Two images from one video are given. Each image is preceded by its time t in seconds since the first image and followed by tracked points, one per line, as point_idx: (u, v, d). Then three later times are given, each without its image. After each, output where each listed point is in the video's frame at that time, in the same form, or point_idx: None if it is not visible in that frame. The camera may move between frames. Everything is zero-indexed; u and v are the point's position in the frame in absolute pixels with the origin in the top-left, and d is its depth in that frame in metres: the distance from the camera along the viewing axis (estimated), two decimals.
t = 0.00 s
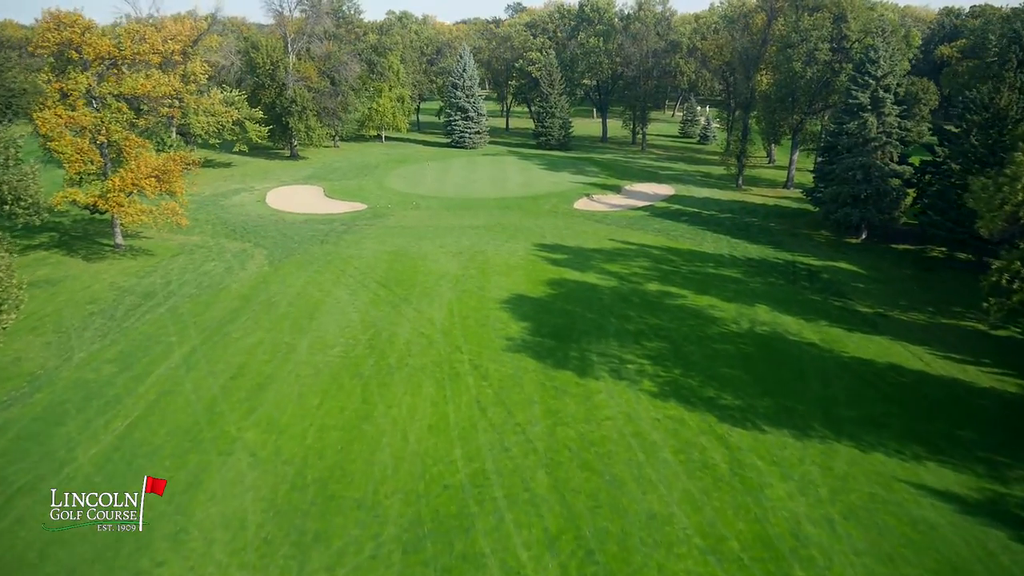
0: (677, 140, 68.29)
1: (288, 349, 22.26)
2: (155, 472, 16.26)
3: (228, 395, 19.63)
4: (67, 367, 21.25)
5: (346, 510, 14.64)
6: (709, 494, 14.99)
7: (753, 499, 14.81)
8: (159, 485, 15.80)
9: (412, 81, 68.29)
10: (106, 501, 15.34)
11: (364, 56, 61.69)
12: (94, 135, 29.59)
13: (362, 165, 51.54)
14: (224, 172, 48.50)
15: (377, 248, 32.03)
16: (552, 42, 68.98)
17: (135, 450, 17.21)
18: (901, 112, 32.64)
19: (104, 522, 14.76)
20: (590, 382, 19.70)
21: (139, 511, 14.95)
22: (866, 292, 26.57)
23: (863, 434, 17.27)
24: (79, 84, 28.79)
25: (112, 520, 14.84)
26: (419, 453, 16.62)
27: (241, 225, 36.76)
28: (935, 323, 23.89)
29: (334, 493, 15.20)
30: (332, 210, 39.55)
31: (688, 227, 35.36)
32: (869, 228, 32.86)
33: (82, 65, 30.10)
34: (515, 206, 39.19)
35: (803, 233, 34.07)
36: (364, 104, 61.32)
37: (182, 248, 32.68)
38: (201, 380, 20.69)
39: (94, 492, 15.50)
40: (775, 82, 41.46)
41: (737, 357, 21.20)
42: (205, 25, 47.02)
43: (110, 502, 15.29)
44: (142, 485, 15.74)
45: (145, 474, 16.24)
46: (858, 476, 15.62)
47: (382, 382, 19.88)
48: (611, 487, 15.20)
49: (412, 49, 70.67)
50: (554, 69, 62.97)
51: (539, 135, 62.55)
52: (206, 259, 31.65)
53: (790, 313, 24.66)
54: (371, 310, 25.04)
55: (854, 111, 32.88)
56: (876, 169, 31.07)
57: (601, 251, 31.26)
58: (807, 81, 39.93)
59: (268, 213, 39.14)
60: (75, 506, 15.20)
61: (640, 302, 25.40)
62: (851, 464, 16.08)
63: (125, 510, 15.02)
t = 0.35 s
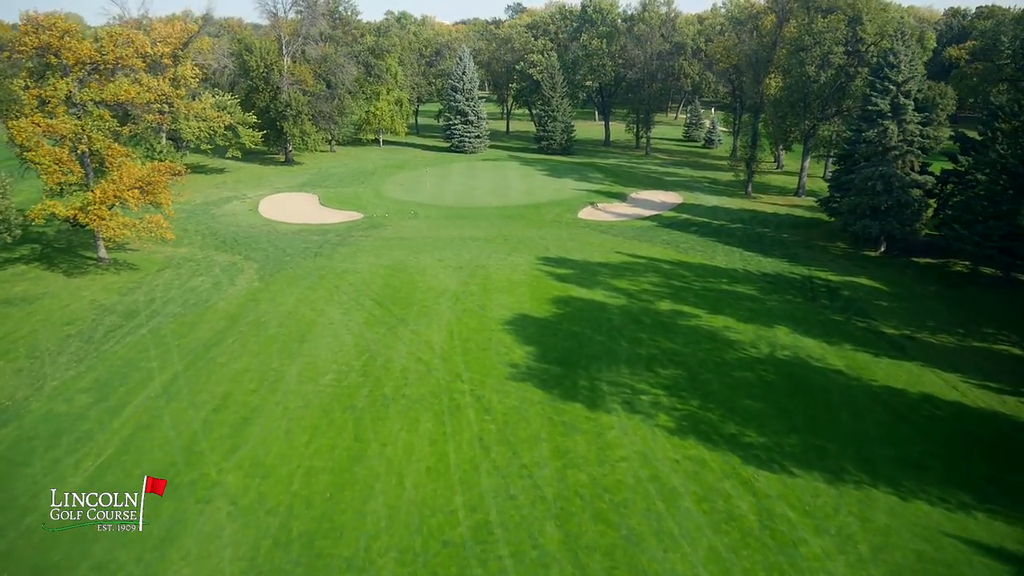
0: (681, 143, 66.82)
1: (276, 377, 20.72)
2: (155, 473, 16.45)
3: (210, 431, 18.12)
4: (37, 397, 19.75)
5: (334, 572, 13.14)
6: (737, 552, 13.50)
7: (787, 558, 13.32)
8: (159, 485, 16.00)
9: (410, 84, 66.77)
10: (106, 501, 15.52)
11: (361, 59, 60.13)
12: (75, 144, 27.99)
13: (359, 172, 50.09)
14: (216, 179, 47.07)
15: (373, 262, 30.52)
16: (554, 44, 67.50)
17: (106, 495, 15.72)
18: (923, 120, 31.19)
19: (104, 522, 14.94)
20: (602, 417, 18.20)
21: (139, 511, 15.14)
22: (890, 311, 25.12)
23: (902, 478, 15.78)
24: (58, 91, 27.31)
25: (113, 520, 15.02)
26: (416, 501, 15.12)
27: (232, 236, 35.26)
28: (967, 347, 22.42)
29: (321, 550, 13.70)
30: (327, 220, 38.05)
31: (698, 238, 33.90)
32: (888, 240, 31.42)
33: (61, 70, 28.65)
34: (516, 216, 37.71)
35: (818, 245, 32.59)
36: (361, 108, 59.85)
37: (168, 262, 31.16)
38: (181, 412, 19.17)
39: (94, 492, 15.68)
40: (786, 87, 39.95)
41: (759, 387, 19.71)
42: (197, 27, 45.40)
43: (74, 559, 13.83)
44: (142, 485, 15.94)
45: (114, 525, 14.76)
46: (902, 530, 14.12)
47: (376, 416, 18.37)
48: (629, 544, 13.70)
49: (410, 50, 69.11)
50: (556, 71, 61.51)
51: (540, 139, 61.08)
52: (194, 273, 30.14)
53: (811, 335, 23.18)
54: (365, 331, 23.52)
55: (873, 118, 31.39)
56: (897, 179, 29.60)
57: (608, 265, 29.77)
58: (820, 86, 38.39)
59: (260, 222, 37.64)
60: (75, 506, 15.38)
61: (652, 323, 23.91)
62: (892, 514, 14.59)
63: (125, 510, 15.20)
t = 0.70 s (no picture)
0: (686, 147, 65.45)
1: (265, 409, 19.21)
2: (155, 473, 16.64)
3: (191, 472, 16.61)
4: (5, 432, 18.26)
5: None
6: None
7: None
8: (159, 484, 16.18)
9: (409, 87, 65.34)
10: (106, 501, 15.69)
11: (359, 61, 58.62)
12: (54, 153, 26.35)
13: (356, 178, 48.61)
14: (209, 186, 45.63)
15: (370, 277, 29.02)
16: (556, 46, 66.03)
17: (72, 551, 14.22)
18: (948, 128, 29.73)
19: (104, 522, 15.10)
20: (619, 457, 16.72)
21: (139, 511, 15.31)
22: (919, 333, 23.67)
23: (952, 531, 14.31)
24: (37, 97, 25.71)
25: (112, 520, 15.18)
26: (415, 559, 13.61)
27: (223, 248, 33.76)
28: (1005, 374, 20.98)
29: None
30: (323, 230, 36.57)
31: (710, 250, 32.43)
32: (910, 254, 29.98)
33: (41, 76, 27.08)
34: (520, 226, 36.28)
35: (836, 259, 31.15)
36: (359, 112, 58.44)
37: (155, 277, 29.66)
38: (160, 449, 17.66)
39: (94, 492, 15.85)
40: (800, 92, 38.48)
41: (788, 422, 18.22)
42: (188, 29, 43.77)
43: None
44: (142, 485, 16.12)
45: None
46: None
47: (372, 456, 16.86)
48: None
49: (409, 52, 67.58)
50: (559, 74, 60.09)
51: (542, 143, 59.62)
52: (181, 289, 28.63)
53: (837, 360, 21.69)
54: (362, 356, 22.02)
55: (896, 126, 29.90)
56: (921, 190, 28.12)
57: (617, 281, 28.32)
58: (836, 91, 36.90)
59: (253, 233, 36.15)
60: (75, 505, 15.54)
61: (667, 347, 22.43)
62: None
63: (125, 510, 15.38)
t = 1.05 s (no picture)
0: (693, 151, 64.10)
1: (254, 446, 17.68)
2: (155, 473, 16.82)
3: (170, 521, 15.08)
4: None
5: None
6: None
7: None
8: (159, 485, 16.34)
9: (409, 89, 63.93)
10: (106, 501, 15.88)
11: (357, 63, 57.21)
12: (33, 164, 24.84)
13: (354, 185, 47.17)
14: (202, 194, 44.20)
15: (368, 293, 27.54)
16: (559, 48, 64.62)
17: None
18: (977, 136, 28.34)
19: (104, 522, 15.24)
20: (641, 504, 15.20)
21: (139, 511, 15.45)
22: (953, 357, 22.21)
23: None
24: (14, 104, 24.24)
25: (112, 520, 15.34)
26: None
27: (214, 260, 32.30)
28: None
29: None
30: (319, 241, 35.10)
31: (724, 263, 30.98)
32: (936, 269, 28.50)
33: (19, 81, 25.64)
34: (525, 237, 34.83)
35: (858, 273, 29.68)
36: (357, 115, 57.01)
37: (142, 293, 28.14)
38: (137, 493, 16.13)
39: (93, 492, 16.01)
40: (817, 96, 37.01)
41: (823, 462, 16.72)
42: (180, 31, 42.37)
43: None
44: (142, 485, 16.28)
45: None
46: None
47: (370, 503, 15.33)
48: None
49: (409, 54, 66.16)
50: (563, 76, 58.68)
51: (545, 147, 58.24)
52: (168, 306, 27.11)
53: (869, 389, 20.21)
54: (360, 384, 20.49)
55: (922, 134, 28.49)
56: (950, 203, 26.63)
57: (629, 298, 26.84)
58: (854, 96, 35.53)
59: (246, 243, 34.63)
60: (74, 506, 15.69)
61: (686, 374, 20.93)
62: None
63: (124, 510, 15.53)
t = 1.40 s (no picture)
0: (700, 155, 62.79)
1: (240, 489, 16.12)
2: (155, 474, 16.93)
3: None
4: None
5: None
6: None
7: None
8: (159, 485, 16.45)
9: (410, 91, 62.51)
10: (106, 501, 15.99)
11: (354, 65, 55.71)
12: (9, 175, 23.23)
13: (352, 192, 45.68)
14: (195, 201, 42.85)
15: (366, 310, 26.02)
16: (563, 49, 63.21)
17: None
18: (1011, 145, 26.96)
19: (104, 522, 15.34)
20: (669, 561, 13.65)
21: (139, 512, 15.55)
22: (994, 384, 20.71)
23: None
24: None
25: (112, 520, 15.43)
26: None
27: (205, 273, 30.82)
28: None
29: None
30: (316, 252, 33.60)
31: (741, 277, 29.50)
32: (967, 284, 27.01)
33: None
34: (531, 248, 33.38)
35: (883, 288, 28.17)
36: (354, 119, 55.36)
37: (127, 311, 26.60)
38: (110, 545, 14.57)
39: (93, 492, 16.14)
40: (835, 101, 35.55)
41: (866, 509, 15.20)
42: (171, 31, 41.00)
43: None
44: (142, 486, 16.39)
45: None
46: None
47: (367, 560, 13.77)
48: None
49: (409, 55, 64.68)
50: (567, 79, 57.27)
51: (549, 151, 56.81)
52: (154, 325, 25.58)
53: (908, 421, 18.69)
54: (357, 417, 18.93)
55: (953, 142, 27.08)
56: (983, 215, 25.12)
57: (643, 316, 25.35)
58: (874, 101, 34.13)
59: (239, 255, 33.12)
60: (74, 506, 15.83)
61: (710, 404, 19.39)
62: None
63: (125, 510, 15.65)
